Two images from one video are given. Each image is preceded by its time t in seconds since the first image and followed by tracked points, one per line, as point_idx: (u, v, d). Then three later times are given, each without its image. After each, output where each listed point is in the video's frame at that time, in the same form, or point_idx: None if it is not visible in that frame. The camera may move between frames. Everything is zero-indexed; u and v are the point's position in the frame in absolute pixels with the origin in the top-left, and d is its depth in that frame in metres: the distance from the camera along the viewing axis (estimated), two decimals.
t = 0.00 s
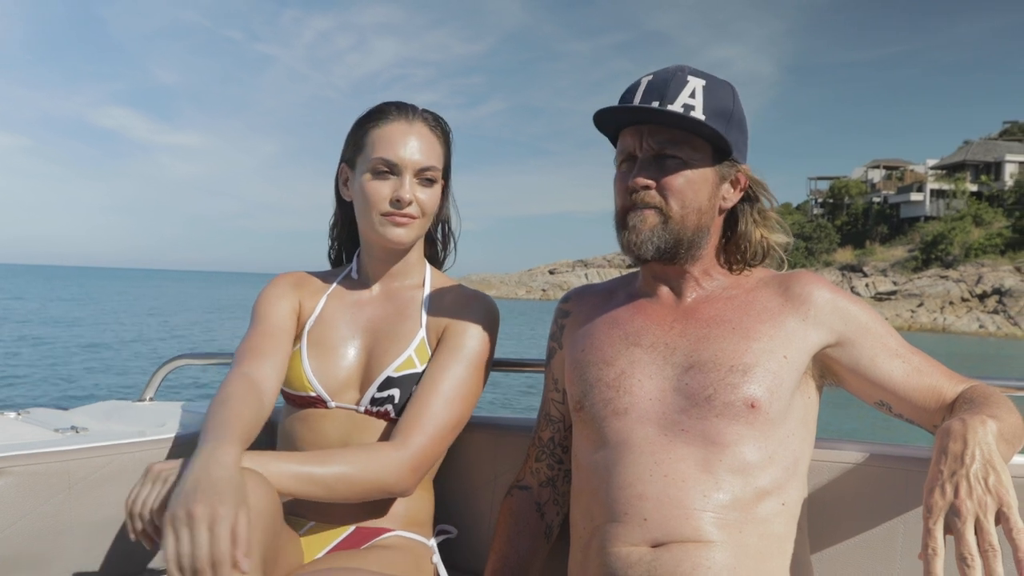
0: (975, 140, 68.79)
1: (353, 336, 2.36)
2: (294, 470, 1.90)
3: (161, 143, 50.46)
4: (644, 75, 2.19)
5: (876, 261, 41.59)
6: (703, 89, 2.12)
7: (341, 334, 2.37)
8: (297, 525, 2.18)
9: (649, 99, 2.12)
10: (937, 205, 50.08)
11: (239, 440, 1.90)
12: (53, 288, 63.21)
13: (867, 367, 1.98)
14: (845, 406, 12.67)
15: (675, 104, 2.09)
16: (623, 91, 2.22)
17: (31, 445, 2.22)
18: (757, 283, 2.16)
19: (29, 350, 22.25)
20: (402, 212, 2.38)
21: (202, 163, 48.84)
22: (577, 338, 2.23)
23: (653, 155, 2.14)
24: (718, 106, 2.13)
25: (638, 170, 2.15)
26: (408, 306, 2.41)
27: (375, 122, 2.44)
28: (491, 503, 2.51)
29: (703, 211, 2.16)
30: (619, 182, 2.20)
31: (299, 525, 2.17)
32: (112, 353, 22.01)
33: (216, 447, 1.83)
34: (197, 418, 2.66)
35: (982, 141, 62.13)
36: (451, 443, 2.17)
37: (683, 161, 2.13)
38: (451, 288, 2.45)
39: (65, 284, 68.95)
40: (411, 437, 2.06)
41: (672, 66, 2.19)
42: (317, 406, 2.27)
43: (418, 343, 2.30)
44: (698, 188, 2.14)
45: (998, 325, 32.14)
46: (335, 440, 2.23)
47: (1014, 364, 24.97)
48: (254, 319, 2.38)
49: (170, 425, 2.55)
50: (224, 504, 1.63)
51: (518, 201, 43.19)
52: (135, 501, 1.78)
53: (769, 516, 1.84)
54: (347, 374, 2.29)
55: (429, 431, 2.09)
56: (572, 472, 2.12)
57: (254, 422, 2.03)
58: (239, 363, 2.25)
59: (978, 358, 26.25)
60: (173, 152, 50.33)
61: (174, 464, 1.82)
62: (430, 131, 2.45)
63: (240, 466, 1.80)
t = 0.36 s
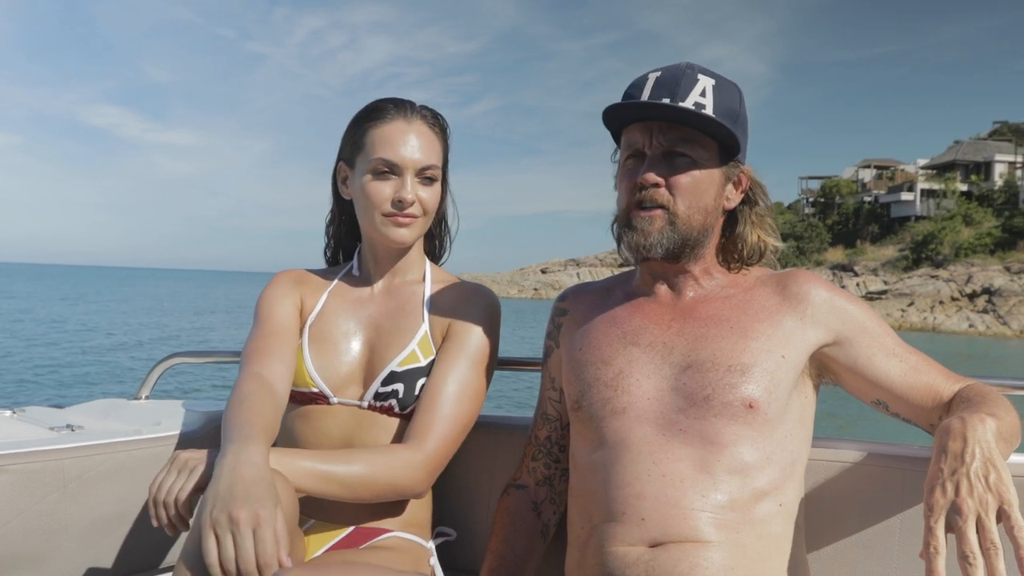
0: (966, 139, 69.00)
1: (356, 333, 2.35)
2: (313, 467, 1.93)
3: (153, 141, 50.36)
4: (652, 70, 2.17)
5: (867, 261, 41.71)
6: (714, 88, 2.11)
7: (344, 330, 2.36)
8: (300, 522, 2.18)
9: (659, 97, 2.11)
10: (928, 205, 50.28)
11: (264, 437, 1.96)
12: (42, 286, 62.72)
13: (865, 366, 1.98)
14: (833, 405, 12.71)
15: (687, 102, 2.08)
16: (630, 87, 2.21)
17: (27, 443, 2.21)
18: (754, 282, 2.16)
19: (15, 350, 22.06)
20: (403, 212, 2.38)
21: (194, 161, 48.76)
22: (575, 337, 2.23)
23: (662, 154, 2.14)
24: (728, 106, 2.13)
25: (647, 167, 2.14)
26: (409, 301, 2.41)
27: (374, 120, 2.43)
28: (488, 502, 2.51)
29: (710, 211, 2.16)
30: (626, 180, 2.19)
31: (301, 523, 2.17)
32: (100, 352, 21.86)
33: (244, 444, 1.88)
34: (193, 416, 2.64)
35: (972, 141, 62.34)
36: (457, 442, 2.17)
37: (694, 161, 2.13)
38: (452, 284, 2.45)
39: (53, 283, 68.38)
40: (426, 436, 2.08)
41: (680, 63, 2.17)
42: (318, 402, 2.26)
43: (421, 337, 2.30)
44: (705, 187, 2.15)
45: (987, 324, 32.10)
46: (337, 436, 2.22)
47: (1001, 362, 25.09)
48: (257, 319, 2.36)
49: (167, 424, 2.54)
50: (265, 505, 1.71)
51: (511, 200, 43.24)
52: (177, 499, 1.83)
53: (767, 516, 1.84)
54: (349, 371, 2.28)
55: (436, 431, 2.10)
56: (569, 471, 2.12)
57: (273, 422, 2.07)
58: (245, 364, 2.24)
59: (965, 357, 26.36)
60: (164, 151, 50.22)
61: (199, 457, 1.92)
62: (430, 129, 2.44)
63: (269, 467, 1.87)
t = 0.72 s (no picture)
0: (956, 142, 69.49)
1: (353, 335, 2.35)
2: (307, 471, 1.93)
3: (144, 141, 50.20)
4: (653, 71, 2.18)
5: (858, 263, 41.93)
6: (715, 91, 2.12)
7: (341, 333, 2.36)
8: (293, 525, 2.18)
9: (658, 98, 2.12)
10: (918, 206, 50.51)
11: (251, 438, 1.97)
12: (33, 288, 62.39)
13: (859, 367, 2.00)
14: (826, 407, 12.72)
15: (687, 104, 2.09)
16: (630, 87, 2.21)
17: (20, 446, 2.20)
18: (750, 284, 2.17)
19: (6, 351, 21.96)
20: (393, 210, 2.38)
21: (185, 162, 48.64)
22: (570, 339, 2.24)
23: (662, 156, 2.15)
24: (729, 110, 2.14)
25: (647, 169, 2.15)
26: (408, 306, 2.41)
27: (368, 120, 2.44)
28: (483, 505, 2.51)
29: (708, 214, 2.18)
30: (624, 181, 2.20)
31: (295, 526, 2.17)
32: (92, 354, 21.80)
33: (225, 442, 1.89)
34: (188, 419, 2.63)
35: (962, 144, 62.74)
36: (455, 448, 2.18)
37: (693, 165, 2.15)
38: (450, 290, 2.45)
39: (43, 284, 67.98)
40: (420, 440, 2.08)
41: (681, 65, 2.18)
42: (313, 404, 2.26)
43: (420, 343, 2.30)
44: (703, 190, 2.16)
45: (977, 325, 32.22)
46: (332, 439, 2.22)
47: (990, 363, 25.20)
48: (254, 323, 2.36)
49: (162, 427, 2.53)
50: (247, 493, 1.71)
51: (504, 201, 43.29)
52: (164, 500, 1.83)
53: (761, 517, 1.85)
54: (346, 374, 2.28)
55: (433, 436, 2.10)
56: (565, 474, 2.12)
57: (262, 425, 2.07)
58: (242, 367, 2.24)
59: (955, 358, 26.46)
60: (156, 152, 50.09)
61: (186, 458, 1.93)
62: (423, 128, 2.44)
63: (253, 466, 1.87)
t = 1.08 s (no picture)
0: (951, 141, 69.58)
1: (353, 338, 2.35)
2: (307, 473, 1.93)
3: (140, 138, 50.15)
4: (654, 71, 2.18)
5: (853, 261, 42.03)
6: (714, 91, 2.12)
7: (341, 335, 2.35)
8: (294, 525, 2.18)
9: (655, 99, 2.13)
10: (914, 204, 50.56)
11: (256, 440, 1.97)
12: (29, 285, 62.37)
13: (859, 368, 2.00)
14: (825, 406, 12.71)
15: (685, 105, 2.09)
16: (631, 87, 2.21)
17: (20, 445, 2.20)
18: (749, 284, 2.17)
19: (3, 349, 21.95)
20: (385, 211, 2.37)
21: (183, 160, 48.71)
22: (569, 339, 2.23)
23: (661, 156, 2.15)
24: (728, 110, 2.14)
25: (646, 169, 2.15)
26: (406, 308, 2.41)
27: (361, 122, 2.45)
28: (483, 505, 2.51)
29: (706, 214, 2.18)
30: (624, 180, 2.20)
31: (295, 526, 2.17)
32: (90, 351, 21.79)
33: (234, 446, 1.89)
34: (188, 419, 2.63)
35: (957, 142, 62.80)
36: (454, 449, 2.18)
37: (692, 166, 2.15)
38: (449, 291, 2.44)
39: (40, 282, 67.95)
40: (419, 444, 2.08)
41: (682, 65, 2.18)
42: (313, 407, 2.26)
43: (418, 345, 2.30)
44: (702, 192, 2.16)
45: (972, 322, 32.18)
46: (331, 442, 2.22)
47: (984, 361, 25.21)
48: (255, 323, 2.36)
49: (163, 427, 2.53)
50: (255, 502, 1.72)
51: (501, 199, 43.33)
52: (167, 502, 1.83)
53: (760, 518, 1.85)
54: (345, 376, 2.28)
55: (432, 439, 2.10)
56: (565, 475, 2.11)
57: (266, 427, 2.08)
58: (242, 369, 2.24)
59: (948, 356, 26.48)
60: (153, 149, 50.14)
61: (190, 457, 1.94)
62: (416, 129, 2.44)
63: (258, 469, 1.88)
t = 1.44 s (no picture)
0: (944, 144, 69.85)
1: (345, 340, 2.35)
2: (298, 474, 1.93)
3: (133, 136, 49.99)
4: (648, 74, 2.18)
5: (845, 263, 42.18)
6: (708, 95, 2.13)
7: (334, 337, 2.36)
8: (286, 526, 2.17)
9: (649, 103, 2.13)
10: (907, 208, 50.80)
11: (247, 442, 1.97)
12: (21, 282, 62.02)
13: (852, 372, 2.01)
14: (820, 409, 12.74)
15: (679, 109, 2.10)
16: (625, 91, 2.21)
17: (12, 447, 2.20)
18: (743, 288, 2.18)
19: None
20: (375, 212, 2.37)
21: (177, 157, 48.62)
22: (564, 342, 2.24)
23: (654, 159, 2.16)
24: (721, 113, 2.15)
25: (638, 173, 2.16)
26: (398, 310, 2.41)
27: (351, 123, 2.45)
28: (477, 507, 2.51)
29: (698, 218, 2.19)
30: (616, 183, 2.20)
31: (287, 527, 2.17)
32: (82, 349, 21.71)
33: (224, 448, 1.89)
34: (181, 420, 2.62)
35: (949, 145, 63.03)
36: (446, 451, 2.18)
37: (684, 169, 2.15)
38: (441, 292, 2.44)
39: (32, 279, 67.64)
40: (411, 445, 2.08)
41: (676, 67, 2.18)
42: (306, 409, 2.26)
43: (410, 346, 2.30)
44: (693, 195, 2.17)
45: (963, 326, 32.29)
46: (324, 443, 2.22)
47: (974, 363, 25.37)
48: (249, 324, 2.35)
49: (155, 429, 2.52)
50: (242, 503, 1.71)
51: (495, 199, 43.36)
52: (157, 504, 1.83)
53: (754, 521, 1.86)
54: (338, 378, 2.28)
55: (424, 441, 2.10)
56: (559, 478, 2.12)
57: (258, 429, 2.07)
58: (236, 370, 2.24)
59: (939, 358, 26.64)
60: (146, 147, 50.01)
61: (180, 459, 1.93)
62: (407, 129, 2.44)
63: (249, 471, 1.87)
